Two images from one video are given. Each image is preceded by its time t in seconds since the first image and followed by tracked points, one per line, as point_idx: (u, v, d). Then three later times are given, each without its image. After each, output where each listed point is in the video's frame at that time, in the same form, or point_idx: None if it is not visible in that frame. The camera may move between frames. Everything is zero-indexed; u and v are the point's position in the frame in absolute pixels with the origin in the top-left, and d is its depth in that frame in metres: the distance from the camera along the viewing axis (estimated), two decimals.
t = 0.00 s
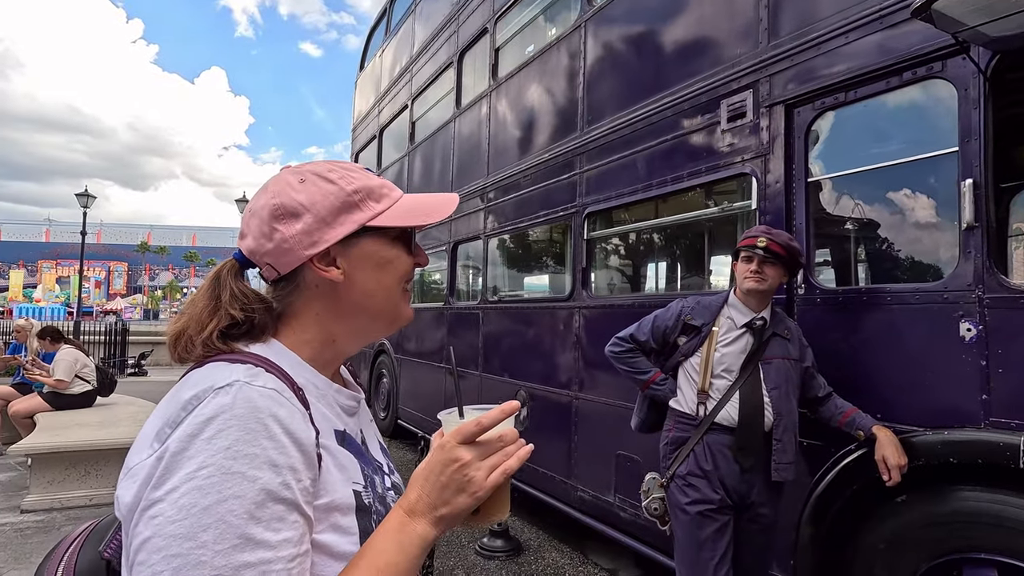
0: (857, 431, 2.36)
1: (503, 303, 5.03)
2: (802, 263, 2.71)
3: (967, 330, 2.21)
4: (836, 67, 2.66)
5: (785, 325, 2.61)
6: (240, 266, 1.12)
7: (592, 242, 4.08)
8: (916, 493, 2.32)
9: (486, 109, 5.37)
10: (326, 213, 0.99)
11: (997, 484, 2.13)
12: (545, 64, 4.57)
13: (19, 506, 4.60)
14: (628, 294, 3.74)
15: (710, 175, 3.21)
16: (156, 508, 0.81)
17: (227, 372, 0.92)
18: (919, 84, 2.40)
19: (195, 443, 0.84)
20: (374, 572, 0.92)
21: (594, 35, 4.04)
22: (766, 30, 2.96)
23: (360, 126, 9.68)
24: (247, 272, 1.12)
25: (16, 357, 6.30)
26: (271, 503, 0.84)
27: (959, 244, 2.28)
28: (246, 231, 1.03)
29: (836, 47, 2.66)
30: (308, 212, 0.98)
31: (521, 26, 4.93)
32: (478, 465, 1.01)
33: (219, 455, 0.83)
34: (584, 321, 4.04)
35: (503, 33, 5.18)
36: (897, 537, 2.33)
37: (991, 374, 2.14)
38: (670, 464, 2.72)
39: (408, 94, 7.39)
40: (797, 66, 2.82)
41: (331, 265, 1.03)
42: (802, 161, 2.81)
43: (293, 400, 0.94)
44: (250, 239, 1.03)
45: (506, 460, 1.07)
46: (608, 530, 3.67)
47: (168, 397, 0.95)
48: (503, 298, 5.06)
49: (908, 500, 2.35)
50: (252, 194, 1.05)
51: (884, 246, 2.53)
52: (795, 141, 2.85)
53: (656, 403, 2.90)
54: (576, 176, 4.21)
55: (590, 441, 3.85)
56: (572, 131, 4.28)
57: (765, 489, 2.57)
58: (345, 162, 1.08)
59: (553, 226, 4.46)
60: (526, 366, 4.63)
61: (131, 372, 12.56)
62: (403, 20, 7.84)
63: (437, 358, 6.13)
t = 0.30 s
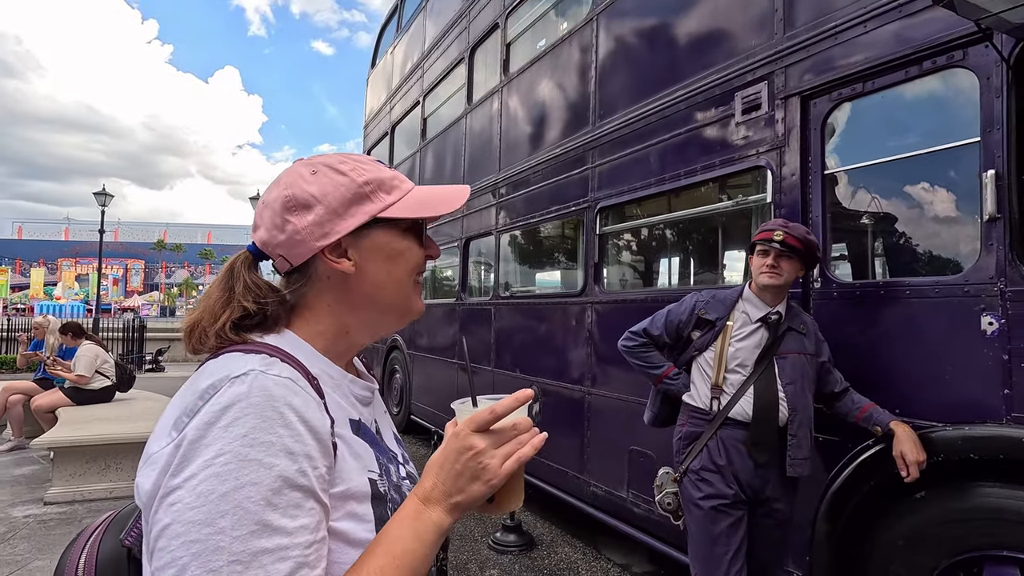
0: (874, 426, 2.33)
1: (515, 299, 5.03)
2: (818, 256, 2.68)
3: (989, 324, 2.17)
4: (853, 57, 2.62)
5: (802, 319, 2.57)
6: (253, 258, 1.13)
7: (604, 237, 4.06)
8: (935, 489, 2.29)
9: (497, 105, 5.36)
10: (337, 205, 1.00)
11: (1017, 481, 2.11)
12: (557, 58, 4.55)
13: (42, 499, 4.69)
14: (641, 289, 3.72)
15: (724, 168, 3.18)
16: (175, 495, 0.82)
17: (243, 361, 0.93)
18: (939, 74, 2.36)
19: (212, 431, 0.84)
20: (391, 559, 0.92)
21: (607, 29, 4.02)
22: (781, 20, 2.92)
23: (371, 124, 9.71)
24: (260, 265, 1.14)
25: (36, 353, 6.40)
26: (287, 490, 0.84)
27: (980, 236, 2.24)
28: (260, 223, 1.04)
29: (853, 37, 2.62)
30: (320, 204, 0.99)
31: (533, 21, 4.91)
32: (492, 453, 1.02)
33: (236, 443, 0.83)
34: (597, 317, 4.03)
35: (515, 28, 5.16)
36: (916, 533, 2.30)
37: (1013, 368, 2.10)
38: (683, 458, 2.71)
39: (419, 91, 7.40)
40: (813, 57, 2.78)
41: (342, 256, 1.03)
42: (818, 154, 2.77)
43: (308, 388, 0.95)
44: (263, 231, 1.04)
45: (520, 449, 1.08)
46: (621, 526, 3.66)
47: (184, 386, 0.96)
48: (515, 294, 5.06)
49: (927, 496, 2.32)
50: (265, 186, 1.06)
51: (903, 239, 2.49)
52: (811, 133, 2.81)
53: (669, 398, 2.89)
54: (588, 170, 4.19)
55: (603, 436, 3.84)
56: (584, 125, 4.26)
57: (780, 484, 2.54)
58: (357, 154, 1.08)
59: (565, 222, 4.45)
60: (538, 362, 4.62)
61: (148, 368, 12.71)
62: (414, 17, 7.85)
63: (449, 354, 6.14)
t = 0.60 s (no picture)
0: (887, 425, 2.30)
1: (524, 297, 5.01)
2: (830, 252, 2.64)
3: (1006, 321, 2.13)
4: (867, 49, 2.58)
5: (813, 316, 2.53)
6: (256, 254, 1.13)
7: (613, 234, 4.04)
8: (951, 489, 2.26)
9: (505, 103, 5.35)
10: (330, 196, 0.99)
11: None
12: (565, 55, 4.53)
13: (57, 495, 4.76)
14: (651, 286, 3.69)
15: (734, 164, 3.14)
16: (175, 490, 0.82)
17: (243, 356, 0.92)
18: (955, 65, 2.32)
19: (212, 426, 0.84)
20: (394, 556, 0.92)
21: (615, 25, 3.99)
22: (793, 13, 2.88)
23: (380, 123, 9.74)
24: (262, 260, 1.13)
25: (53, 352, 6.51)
26: (288, 486, 0.84)
27: (998, 231, 2.19)
28: (257, 218, 1.04)
29: (867, 29, 2.58)
30: (313, 196, 0.99)
31: (541, 18, 4.89)
32: (496, 449, 1.01)
33: (236, 438, 0.83)
34: (606, 314, 4.00)
35: (523, 25, 5.15)
36: (932, 533, 2.26)
37: None
38: (692, 456, 2.68)
39: (427, 89, 7.41)
40: (825, 50, 2.74)
41: (337, 249, 1.03)
42: (830, 148, 2.73)
43: (309, 383, 0.95)
44: (260, 226, 1.04)
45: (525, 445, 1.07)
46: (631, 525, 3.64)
47: (185, 381, 0.96)
48: (524, 292, 5.05)
49: (943, 496, 2.28)
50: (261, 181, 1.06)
51: (918, 235, 2.45)
52: (823, 128, 2.77)
53: (678, 396, 2.87)
54: (596, 167, 4.17)
55: (612, 434, 3.82)
56: (592, 122, 4.24)
57: (791, 483, 2.51)
58: (353, 145, 1.08)
59: (574, 219, 4.43)
60: (548, 360, 4.61)
61: (162, 367, 12.85)
62: (422, 16, 7.86)
63: (458, 353, 6.14)
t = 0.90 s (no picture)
0: (897, 423, 2.27)
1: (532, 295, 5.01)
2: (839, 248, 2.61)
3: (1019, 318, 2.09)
4: (877, 43, 2.54)
5: (821, 314, 2.51)
6: (254, 250, 1.17)
7: (620, 232, 4.03)
8: (963, 489, 2.22)
9: (512, 100, 5.34)
10: (315, 191, 1.00)
11: None
12: (572, 51, 4.52)
13: (71, 491, 4.83)
14: (658, 283, 3.67)
15: (743, 161, 3.12)
16: (168, 488, 0.82)
17: (238, 355, 0.93)
18: (968, 58, 2.28)
19: (206, 424, 0.84)
20: (390, 556, 0.92)
21: (622, 21, 3.97)
22: (801, 7, 2.85)
23: (388, 121, 9.76)
24: (261, 257, 1.17)
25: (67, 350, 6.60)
26: (281, 485, 0.84)
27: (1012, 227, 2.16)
28: (253, 216, 1.07)
29: (877, 22, 2.54)
30: (300, 191, 1.00)
31: (547, 14, 4.88)
32: (494, 449, 1.01)
33: (229, 436, 0.83)
34: (613, 312, 3.99)
35: (529, 22, 5.13)
36: (943, 533, 2.23)
37: None
38: (698, 455, 2.66)
39: (435, 87, 7.41)
40: (834, 44, 2.71)
41: (325, 245, 1.03)
42: (839, 143, 2.70)
43: (304, 382, 0.95)
44: (256, 223, 1.06)
45: (523, 444, 1.06)
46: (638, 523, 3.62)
47: (182, 380, 0.97)
48: (531, 290, 5.04)
49: (955, 495, 2.25)
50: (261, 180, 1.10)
51: (930, 231, 2.41)
52: (832, 123, 2.74)
53: (685, 394, 2.86)
54: (603, 165, 4.16)
55: (619, 432, 3.81)
56: (599, 119, 4.22)
57: (799, 481, 2.48)
58: (346, 141, 1.09)
59: (581, 217, 4.42)
60: (555, 358, 4.60)
61: (174, 365, 12.99)
62: (429, 13, 7.85)
63: (466, 351, 6.15)
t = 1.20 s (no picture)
0: (906, 424, 2.24)
1: (539, 294, 5.01)
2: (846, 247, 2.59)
3: None
4: (886, 39, 2.51)
5: (827, 313, 2.49)
6: (252, 252, 1.18)
7: (627, 230, 4.02)
8: (972, 490, 2.20)
9: (519, 99, 5.34)
10: (311, 192, 1.01)
11: None
12: (578, 50, 4.51)
13: (85, 488, 4.91)
14: (666, 282, 3.66)
15: (750, 159, 3.10)
16: (170, 490, 0.83)
17: (238, 357, 0.94)
18: (979, 53, 2.25)
19: (206, 426, 0.85)
20: (388, 556, 0.92)
21: (628, 19, 3.96)
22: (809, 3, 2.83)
23: (396, 121, 9.79)
24: (259, 259, 1.18)
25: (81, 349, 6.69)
26: (281, 486, 0.85)
27: None
28: (251, 218, 1.09)
29: (885, 18, 2.52)
30: (295, 193, 1.01)
31: (554, 13, 4.87)
32: (491, 449, 1.01)
33: (228, 438, 0.84)
34: (620, 311, 3.98)
35: (536, 21, 5.13)
36: (951, 535, 2.21)
37: None
38: (703, 454, 2.66)
39: (442, 86, 7.42)
40: (842, 40, 2.68)
41: (321, 246, 1.05)
42: (847, 141, 2.67)
43: (303, 383, 0.96)
44: (253, 225, 1.08)
45: (520, 444, 1.07)
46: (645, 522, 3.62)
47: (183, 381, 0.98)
48: (539, 289, 5.04)
49: (964, 496, 2.22)
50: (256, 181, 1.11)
51: (940, 229, 2.39)
52: (839, 120, 2.72)
53: (690, 393, 2.85)
54: (610, 163, 4.15)
55: (626, 431, 3.81)
56: (606, 117, 4.21)
57: (804, 481, 2.47)
58: (342, 143, 1.10)
59: (588, 216, 4.41)
60: (562, 357, 4.60)
61: (186, 364, 13.12)
62: (436, 12, 7.86)
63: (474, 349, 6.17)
